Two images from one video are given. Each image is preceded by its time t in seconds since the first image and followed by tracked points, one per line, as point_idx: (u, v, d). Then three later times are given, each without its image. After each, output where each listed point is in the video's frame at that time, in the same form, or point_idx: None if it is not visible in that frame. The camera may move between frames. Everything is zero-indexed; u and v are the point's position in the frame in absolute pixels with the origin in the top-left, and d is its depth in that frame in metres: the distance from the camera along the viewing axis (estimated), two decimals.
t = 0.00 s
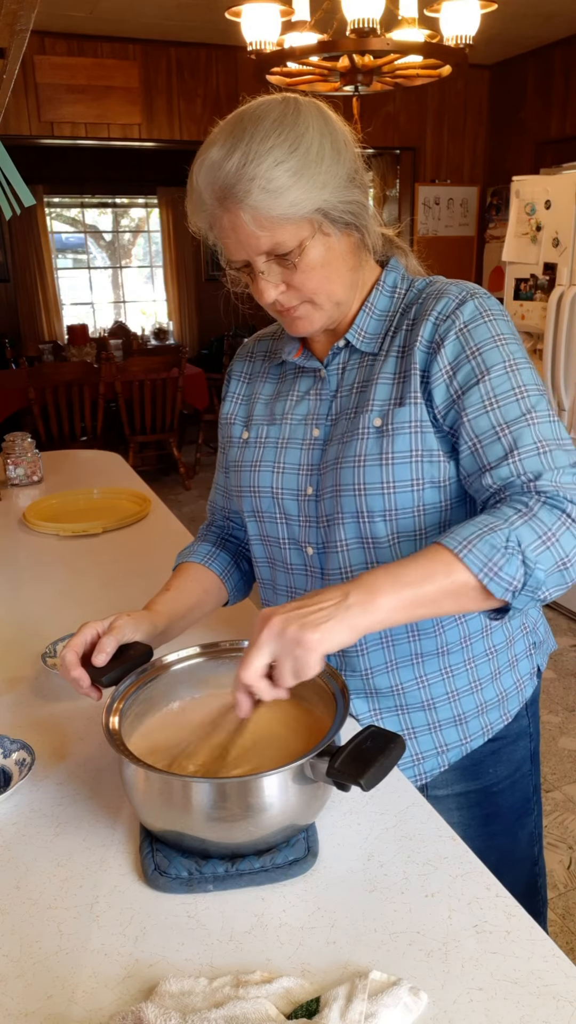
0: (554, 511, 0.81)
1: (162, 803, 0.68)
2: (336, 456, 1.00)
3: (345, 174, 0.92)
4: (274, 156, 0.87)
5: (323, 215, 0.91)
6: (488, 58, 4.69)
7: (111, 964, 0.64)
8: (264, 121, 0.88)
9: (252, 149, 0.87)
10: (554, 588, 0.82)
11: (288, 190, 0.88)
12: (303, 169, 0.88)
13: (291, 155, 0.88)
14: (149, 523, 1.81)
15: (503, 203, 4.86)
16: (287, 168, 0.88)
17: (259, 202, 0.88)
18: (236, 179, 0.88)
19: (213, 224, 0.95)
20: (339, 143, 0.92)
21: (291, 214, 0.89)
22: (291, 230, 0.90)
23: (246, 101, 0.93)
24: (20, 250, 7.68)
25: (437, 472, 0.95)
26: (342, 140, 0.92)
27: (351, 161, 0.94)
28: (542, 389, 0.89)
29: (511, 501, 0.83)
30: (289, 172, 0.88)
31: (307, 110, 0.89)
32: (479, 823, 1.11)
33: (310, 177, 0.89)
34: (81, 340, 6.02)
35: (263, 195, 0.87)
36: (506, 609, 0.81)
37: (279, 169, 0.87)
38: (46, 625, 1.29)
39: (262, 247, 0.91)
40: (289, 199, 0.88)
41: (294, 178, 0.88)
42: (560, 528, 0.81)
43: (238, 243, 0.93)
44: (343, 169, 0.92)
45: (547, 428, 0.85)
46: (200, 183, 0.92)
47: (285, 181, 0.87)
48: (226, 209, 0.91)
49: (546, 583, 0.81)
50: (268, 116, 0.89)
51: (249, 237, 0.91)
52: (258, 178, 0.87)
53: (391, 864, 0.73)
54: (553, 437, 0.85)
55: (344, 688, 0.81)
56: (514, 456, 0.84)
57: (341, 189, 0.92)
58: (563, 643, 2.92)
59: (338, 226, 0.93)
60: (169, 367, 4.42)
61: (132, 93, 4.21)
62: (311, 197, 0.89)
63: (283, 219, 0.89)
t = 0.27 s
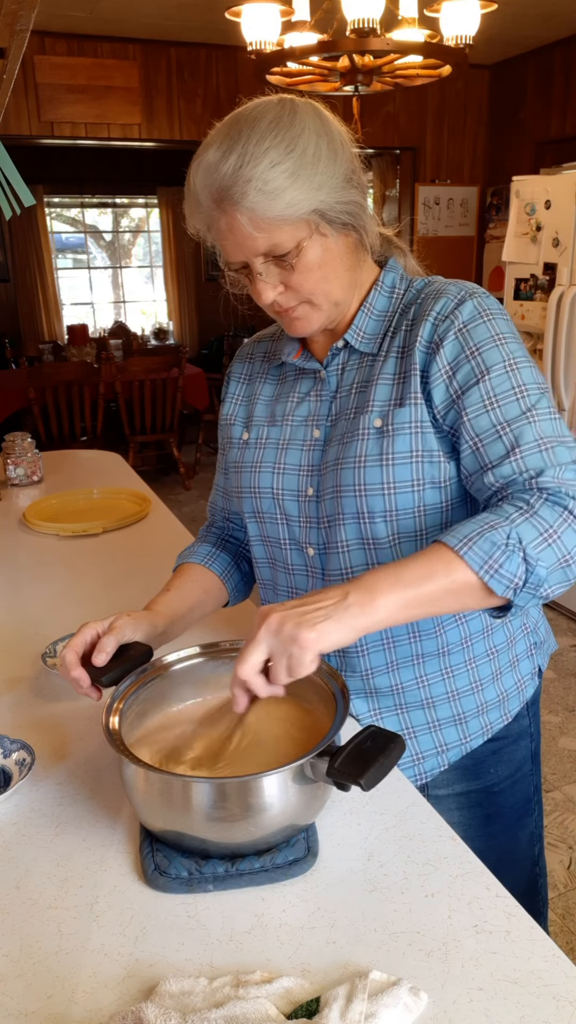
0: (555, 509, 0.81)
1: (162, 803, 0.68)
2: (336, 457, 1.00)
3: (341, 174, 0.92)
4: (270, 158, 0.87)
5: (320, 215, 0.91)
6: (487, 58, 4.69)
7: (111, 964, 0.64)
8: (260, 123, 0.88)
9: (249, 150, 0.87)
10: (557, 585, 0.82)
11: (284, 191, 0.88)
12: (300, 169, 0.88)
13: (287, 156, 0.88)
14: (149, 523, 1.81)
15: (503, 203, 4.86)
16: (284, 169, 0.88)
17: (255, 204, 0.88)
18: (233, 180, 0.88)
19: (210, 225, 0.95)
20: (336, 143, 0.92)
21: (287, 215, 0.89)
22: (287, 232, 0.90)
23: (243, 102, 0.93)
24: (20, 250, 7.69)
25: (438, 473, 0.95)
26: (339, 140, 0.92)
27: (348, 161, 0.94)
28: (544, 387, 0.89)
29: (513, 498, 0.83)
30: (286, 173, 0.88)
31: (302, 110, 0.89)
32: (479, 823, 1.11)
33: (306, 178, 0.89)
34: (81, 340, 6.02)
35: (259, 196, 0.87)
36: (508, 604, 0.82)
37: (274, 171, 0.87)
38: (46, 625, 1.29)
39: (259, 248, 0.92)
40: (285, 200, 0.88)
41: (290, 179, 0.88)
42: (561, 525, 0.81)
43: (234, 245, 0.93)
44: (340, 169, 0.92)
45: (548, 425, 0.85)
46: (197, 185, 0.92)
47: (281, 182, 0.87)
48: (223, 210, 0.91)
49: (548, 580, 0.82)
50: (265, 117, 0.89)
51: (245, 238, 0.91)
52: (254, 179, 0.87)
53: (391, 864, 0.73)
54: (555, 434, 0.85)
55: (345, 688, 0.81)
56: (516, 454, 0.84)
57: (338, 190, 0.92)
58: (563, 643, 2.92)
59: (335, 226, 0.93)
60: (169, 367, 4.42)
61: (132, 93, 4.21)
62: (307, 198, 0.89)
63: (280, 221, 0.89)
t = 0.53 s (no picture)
0: (558, 497, 0.80)
1: (162, 803, 0.68)
2: (338, 455, 1.00)
3: (341, 174, 0.92)
4: (270, 159, 0.87)
5: (321, 215, 0.91)
6: (487, 58, 4.69)
7: (110, 964, 0.64)
8: (259, 124, 0.88)
9: (249, 151, 0.87)
10: (562, 577, 0.81)
11: (285, 192, 0.88)
12: (300, 170, 0.88)
13: (288, 157, 0.88)
14: (149, 523, 1.81)
15: (503, 203, 4.86)
16: (284, 170, 0.88)
17: (256, 206, 0.88)
18: (233, 182, 0.87)
19: (211, 227, 0.94)
20: (335, 143, 0.92)
21: (288, 216, 0.89)
22: (288, 233, 0.90)
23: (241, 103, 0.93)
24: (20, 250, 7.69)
25: (439, 470, 0.96)
26: (338, 140, 0.92)
27: (347, 161, 0.94)
28: (543, 384, 0.88)
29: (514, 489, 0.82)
30: (286, 174, 0.88)
31: (301, 111, 0.89)
32: (480, 823, 1.11)
33: (306, 179, 0.89)
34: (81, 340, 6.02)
35: (260, 198, 0.87)
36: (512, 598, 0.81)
37: (275, 172, 0.87)
38: (46, 625, 1.29)
39: (260, 250, 0.92)
40: (286, 201, 0.88)
41: (290, 180, 0.88)
42: (565, 514, 0.79)
43: (235, 246, 0.93)
44: (339, 170, 0.92)
45: (550, 419, 0.85)
46: (197, 187, 0.92)
47: (281, 184, 0.87)
48: (224, 212, 0.91)
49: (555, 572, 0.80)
50: (264, 118, 0.88)
51: (246, 239, 0.91)
52: (255, 181, 0.87)
53: (392, 864, 0.73)
54: (558, 426, 0.85)
55: (345, 688, 0.81)
56: (517, 446, 0.84)
57: (338, 190, 0.92)
58: (563, 644, 2.92)
59: (336, 226, 0.93)
60: (169, 367, 4.42)
61: (131, 93, 4.21)
62: (307, 199, 0.89)
63: (280, 222, 0.89)
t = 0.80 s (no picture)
0: (563, 493, 0.80)
1: (162, 803, 0.68)
2: (332, 455, 1.00)
3: (334, 175, 0.92)
4: (261, 159, 0.87)
5: (314, 215, 0.91)
6: (487, 58, 4.69)
7: (110, 964, 0.64)
8: (251, 125, 0.89)
9: (241, 152, 0.87)
10: (568, 572, 0.82)
11: (277, 192, 0.88)
12: (292, 170, 0.88)
13: (279, 157, 0.88)
14: (149, 523, 1.81)
15: (503, 203, 4.86)
16: (276, 171, 0.88)
17: (249, 206, 0.88)
18: (226, 184, 0.88)
19: (204, 228, 0.95)
20: (327, 144, 0.92)
21: (281, 216, 0.89)
22: (281, 233, 0.90)
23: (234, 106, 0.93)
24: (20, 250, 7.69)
25: (433, 470, 0.95)
26: (330, 140, 0.92)
27: (339, 161, 0.94)
28: (543, 379, 0.88)
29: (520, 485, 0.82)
30: (278, 174, 0.88)
31: (293, 112, 0.89)
32: (478, 823, 1.11)
33: (299, 178, 0.89)
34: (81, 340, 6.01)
35: (252, 198, 0.87)
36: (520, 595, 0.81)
37: (267, 172, 0.87)
38: (46, 625, 1.29)
39: (254, 250, 0.92)
40: (278, 202, 0.88)
41: (282, 180, 0.88)
42: (569, 509, 0.80)
43: (228, 247, 0.93)
44: (332, 169, 0.92)
45: (550, 413, 0.85)
46: (190, 190, 0.92)
47: (274, 184, 0.87)
48: (217, 214, 0.91)
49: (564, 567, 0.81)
50: (255, 120, 0.89)
51: (239, 240, 0.91)
52: (247, 181, 0.87)
53: (391, 864, 0.73)
54: (559, 422, 0.85)
55: (344, 688, 0.81)
56: (521, 442, 0.84)
57: (330, 190, 0.92)
58: (563, 644, 2.92)
59: (329, 226, 0.93)
60: (169, 367, 4.41)
61: (131, 93, 4.21)
62: (299, 198, 0.89)
63: (273, 222, 0.89)
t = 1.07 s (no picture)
0: (566, 491, 0.80)
1: (162, 803, 0.68)
2: (330, 455, 1.00)
3: (330, 171, 0.93)
4: (258, 155, 0.87)
5: (310, 212, 0.91)
6: (487, 58, 4.69)
7: (110, 964, 0.64)
8: (248, 122, 0.89)
9: (237, 148, 0.88)
10: (570, 570, 0.82)
11: (273, 189, 0.88)
12: (288, 167, 0.89)
13: (275, 154, 0.88)
14: (149, 523, 1.80)
15: (503, 203, 4.86)
16: (272, 167, 0.88)
17: (244, 201, 0.88)
18: (222, 179, 0.88)
19: (201, 225, 0.95)
20: (324, 142, 0.92)
21: (277, 212, 0.89)
22: (276, 229, 0.90)
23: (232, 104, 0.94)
24: (20, 250, 7.69)
25: (432, 469, 0.96)
26: (327, 139, 0.92)
27: (336, 159, 0.94)
28: (542, 378, 0.88)
29: (523, 482, 0.82)
30: (274, 170, 0.88)
31: (290, 110, 0.90)
32: (478, 823, 1.11)
33: (295, 175, 0.89)
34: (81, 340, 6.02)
35: (248, 194, 0.87)
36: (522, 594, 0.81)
37: (263, 168, 0.87)
38: (46, 625, 1.29)
39: (250, 246, 0.92)
40: (274, 197, 0.88)
41: (278, 177, 0.88)
42: (573, 506, 0.80)
43: (225, 243, 0.93)
44: (328, 167, 0.92)
45: (551, 410, 0.85)
46: (187, 185, 0.92)
47: (270, 180, 0.88)
48: (213, 210, 0.91)
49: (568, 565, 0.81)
50: (252, 117, 0.89)
51: (235, 236, 0.91)
52: (243, 177, 0.87)
53: (392, 864, 0.73)
54: (560, 419, 0.85)
55: (345, 688, 0.81)
56: (522, 440, 0.84)
57: (327, 187, 0.92)
58: (563, 644, 2.92)
59: (325, 224, 0.93)
60: (169, 367, 4.41)
61: (131, 93, 4.21)
62: (296, 194, 0.89)
63: (269, 218, 0.89)
